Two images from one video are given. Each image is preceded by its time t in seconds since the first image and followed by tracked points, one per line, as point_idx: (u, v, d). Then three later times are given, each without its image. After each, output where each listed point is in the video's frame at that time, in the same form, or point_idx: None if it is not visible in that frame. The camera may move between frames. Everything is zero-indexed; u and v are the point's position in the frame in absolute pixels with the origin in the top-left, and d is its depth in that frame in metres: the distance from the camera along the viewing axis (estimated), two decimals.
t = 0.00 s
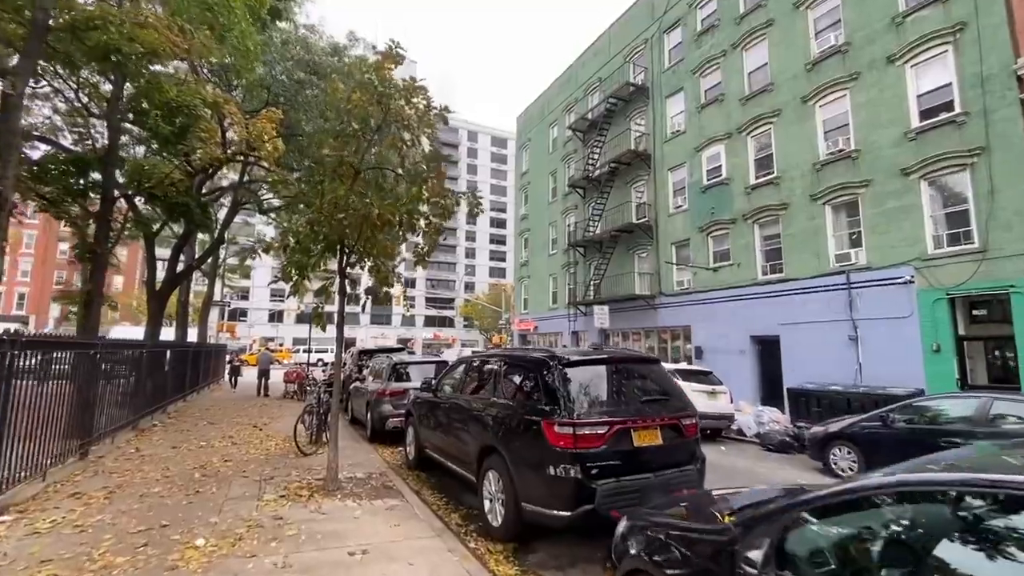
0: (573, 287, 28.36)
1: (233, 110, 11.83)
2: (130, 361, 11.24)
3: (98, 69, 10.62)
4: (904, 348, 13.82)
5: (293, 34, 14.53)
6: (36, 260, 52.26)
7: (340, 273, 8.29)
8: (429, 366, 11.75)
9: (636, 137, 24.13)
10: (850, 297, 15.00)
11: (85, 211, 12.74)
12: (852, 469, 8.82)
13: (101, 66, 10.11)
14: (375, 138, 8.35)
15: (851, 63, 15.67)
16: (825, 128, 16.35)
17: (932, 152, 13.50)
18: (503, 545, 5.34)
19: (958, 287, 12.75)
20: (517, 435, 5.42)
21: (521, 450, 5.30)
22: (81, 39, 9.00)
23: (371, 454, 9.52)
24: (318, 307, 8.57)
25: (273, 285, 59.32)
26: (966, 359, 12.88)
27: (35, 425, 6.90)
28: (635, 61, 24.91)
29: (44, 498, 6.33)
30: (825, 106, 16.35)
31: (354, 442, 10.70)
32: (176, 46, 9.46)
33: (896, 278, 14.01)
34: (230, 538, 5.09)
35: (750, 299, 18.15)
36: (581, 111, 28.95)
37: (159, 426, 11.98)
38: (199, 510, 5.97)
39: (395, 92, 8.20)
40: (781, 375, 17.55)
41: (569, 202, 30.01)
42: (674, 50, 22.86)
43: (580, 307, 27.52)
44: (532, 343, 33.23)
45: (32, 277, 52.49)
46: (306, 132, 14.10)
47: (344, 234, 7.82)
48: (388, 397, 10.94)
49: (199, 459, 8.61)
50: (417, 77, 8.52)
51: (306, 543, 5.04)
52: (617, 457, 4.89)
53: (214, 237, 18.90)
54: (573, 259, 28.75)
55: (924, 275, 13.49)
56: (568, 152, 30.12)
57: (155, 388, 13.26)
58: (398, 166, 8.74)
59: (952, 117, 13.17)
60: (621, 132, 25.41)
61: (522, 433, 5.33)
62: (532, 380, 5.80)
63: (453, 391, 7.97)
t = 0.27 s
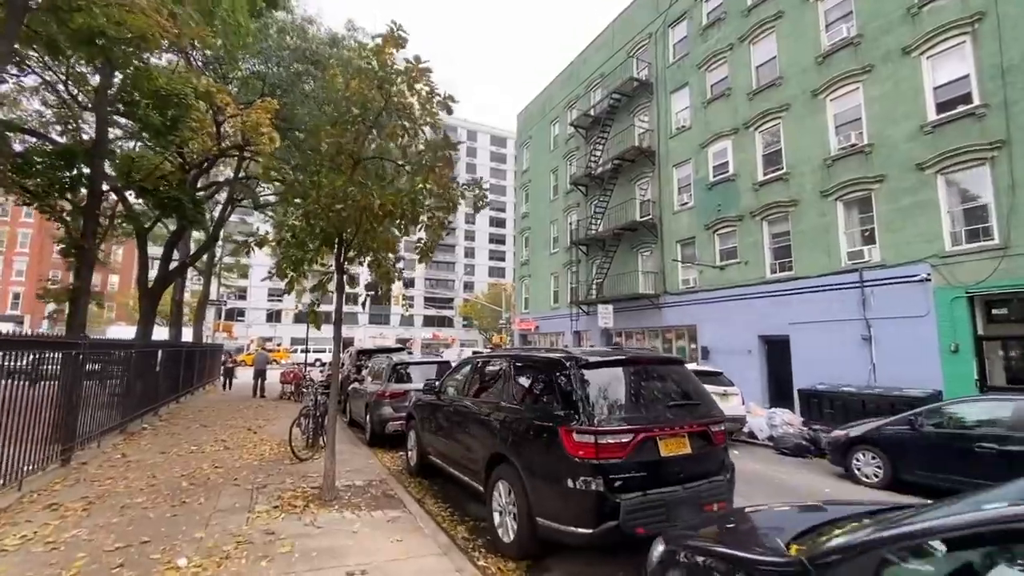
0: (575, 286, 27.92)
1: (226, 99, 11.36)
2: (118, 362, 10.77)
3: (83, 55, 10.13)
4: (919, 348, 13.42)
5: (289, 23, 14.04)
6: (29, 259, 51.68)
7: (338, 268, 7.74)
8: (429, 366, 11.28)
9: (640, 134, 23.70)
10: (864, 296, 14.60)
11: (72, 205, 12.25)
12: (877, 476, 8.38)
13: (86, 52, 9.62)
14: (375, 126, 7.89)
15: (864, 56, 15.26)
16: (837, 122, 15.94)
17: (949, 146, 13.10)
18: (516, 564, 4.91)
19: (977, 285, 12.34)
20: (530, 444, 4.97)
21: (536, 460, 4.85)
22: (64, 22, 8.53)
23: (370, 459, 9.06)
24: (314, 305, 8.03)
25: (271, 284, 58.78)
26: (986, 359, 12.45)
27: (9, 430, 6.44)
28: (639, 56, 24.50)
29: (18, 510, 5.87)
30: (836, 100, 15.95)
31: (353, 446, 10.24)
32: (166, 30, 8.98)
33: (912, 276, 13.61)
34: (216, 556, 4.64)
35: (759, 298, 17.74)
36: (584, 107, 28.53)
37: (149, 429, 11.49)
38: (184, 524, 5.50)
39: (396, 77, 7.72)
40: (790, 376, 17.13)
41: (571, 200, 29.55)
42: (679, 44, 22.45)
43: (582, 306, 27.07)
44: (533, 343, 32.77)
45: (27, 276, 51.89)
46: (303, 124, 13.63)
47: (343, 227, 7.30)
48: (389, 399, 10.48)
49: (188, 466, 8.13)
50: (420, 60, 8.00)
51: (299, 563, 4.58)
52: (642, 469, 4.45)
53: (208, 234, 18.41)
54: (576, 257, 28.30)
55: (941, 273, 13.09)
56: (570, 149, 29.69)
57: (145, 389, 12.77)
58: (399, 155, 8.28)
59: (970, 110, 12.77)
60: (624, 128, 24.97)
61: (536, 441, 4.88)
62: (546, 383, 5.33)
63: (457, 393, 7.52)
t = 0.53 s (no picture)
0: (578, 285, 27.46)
1: (219, 87, 10.87)
2: (105, 363, 10.28)
3: (67, 39, 9.61)
4: (937, 348, 13.00)
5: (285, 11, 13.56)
6: (24, 257, 51.18)
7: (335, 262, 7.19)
8: (431, 368, 10.79)
9: (645, 129, 23.24)
10: (879, 294, 14.16)
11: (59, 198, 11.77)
12: (907, 482, 7.91)
13: (69, 36, 9.11)
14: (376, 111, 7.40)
15: (879, 47, 14.82)
16: (850, 115, 15.49)
17: (969, 138, 12.65)
18: None
19: (999, 283, 11.91)
20: (549, 453, 4.50)
21: (556, 472, 4.39)
22: (45, 1, 8.03)
23: (370, 465, 8.58)
24: (309, 303, 7.48)
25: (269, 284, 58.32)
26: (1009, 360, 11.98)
27: None
28: (643, 50, 24.03)
29: None
30: (850, 92, 15.51)
31: (351, 451, 9.75)
32: (154, 11, 8.50)
33: (931, 273, 13.18)
34: None
35: (768, 297, 17.30)
36: (586, 103, 28.08)
37: (138, 432, 10.97)
38: (165, 541, 5.00)
39: (398, 59, 7.22)
40: (801, 377, 16.70)
41: (574, 197, 29.09)
42: (685, 38, 22.01)
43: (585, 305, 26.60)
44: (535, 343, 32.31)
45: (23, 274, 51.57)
46: (299, 116, 13.14)
47: (341, 218, 6.78)
48: (389, 402, 10.01)
49: (176, 472, 7.65)
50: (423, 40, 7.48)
51: None
52: (676, 482, 3.98)
53: (203, 230, 17.91)
54: (578, 256, 27.85)
55: (961, 270, 12.65)
56: (573, 146, 29.22)
57: (135, 391, 12.28)
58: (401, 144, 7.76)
59: (992, 101, 12.34)
60: (628, 124, 24.51)
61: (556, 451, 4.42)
62: (564, 385, 4.86)
63: (463, 396, 7.05)
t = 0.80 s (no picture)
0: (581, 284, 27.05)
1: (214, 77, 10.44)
2: (93, 364, 9.82)
3: (53, 24, 9.16)
4: (957, 349, 12.60)
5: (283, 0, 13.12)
6: (20, 256, 50.71)
7: (334, 258, 6.72)
8: (434, 370, 10.35)
9: (650, 126, 22.83)
10: (895, 292, 13.76)
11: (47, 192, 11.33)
12: (940, 491, 7.49)
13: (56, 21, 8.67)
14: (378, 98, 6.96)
15: (893, 39, 14.42)
16: (863, 110, 15.09)
17: (989, 132, 12.27)
18: None
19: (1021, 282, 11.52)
20: (573, 465, 4.07)
21: (581, 486, 3.96)
22: None
23: (371, 472, 8.13)
24: (306, 301, 6.99)
25: (267, 283, 57.83)
26: None
27: None
28: (648, 45, 23.63)
29: None
30: (863, 86, 15.12)
31: (351, 457, 9.31)
32: None
33: (949, 271, 12.79)
34: None
35: (778, 296, 16.89)
36: (589, 100, 27.66)
37: (128, 437, 10.52)
38: (147, 562, 4.55)
39: (402, 42, 6.79)
40: (813, 378, 16.29)
41: (576, 195, 28.68)
42: (691, 32, 21.62)
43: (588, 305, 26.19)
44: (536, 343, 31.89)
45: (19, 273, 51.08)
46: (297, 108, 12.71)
47: (342, 210, 6.34)
48: (390, 405, 9.58)
49: (166, 481, 7.21)
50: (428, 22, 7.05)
51: None
52: (720, 500, 3.56)
53: (199, 228, 17.45)
54: (581, 255, 27.44)
55: (981, 268, 12.26)
56: (575, 144, 28.81)
57: (126, 393, 11.82)
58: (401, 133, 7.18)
59: (1013, 94, 11.95)
60: (633, 120, 24.10)
61: (580, 463, 3.99)
62: (587, 389, 4.42)
63: (471, 400, 6.62)
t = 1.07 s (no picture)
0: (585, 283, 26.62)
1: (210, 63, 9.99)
2: (83, 364, 9.37)
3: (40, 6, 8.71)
4: (979, 348, 12.21)
5: None
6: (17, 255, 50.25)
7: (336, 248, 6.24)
8: (440, 371, 9.88)
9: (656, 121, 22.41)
10: (914, 290, 13.36)
11: (36, 184, 10.88)
12: (980, 498, 7.07)
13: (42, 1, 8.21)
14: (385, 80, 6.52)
15: (911, 29, 14.01)
16: (879, 102, 14.68)
17: (1013, 124, 11.86)
18: None
19: None
20: (600, 473, 3.75)
21: (611, 497, 3.62)
22: None
23: (376, 479, 7.67)
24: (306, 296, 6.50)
25: (266, 283, 57.36)
26: None
27: None
28: (654, 40, 23.23)
29: None
30: (878, 78, 14.71)
31: (354, 462, 8.84)
32: None
33: (971, 268, 12.38)
34: None
35: (790, 295, 16.50)
36: (593, 96, 27.25)
37: (120, 440, 10.05)
38: None
39: (409, 19, 6.36)
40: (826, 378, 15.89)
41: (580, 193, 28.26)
42: (698, 26, 21.22)
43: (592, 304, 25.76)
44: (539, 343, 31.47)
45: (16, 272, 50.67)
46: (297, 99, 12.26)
47: (348, 197, 5.91)
48: (395, 407, 9.14)
49: (157, 489, 6.76)
50: None
51: None
52: (782, 519, 3.14)
53: (195, 224, 16.99)
54: (585, 253, 27.02)
55: (1004, 265, 11.86)
56: (579, 140, 28.40)
57: (118, 393, 11.36)
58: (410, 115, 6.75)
59: None
60: (638, 116, 23.70)
61: (610, 471, 3.65)
62: (611, 391, 4.12)
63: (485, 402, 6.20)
